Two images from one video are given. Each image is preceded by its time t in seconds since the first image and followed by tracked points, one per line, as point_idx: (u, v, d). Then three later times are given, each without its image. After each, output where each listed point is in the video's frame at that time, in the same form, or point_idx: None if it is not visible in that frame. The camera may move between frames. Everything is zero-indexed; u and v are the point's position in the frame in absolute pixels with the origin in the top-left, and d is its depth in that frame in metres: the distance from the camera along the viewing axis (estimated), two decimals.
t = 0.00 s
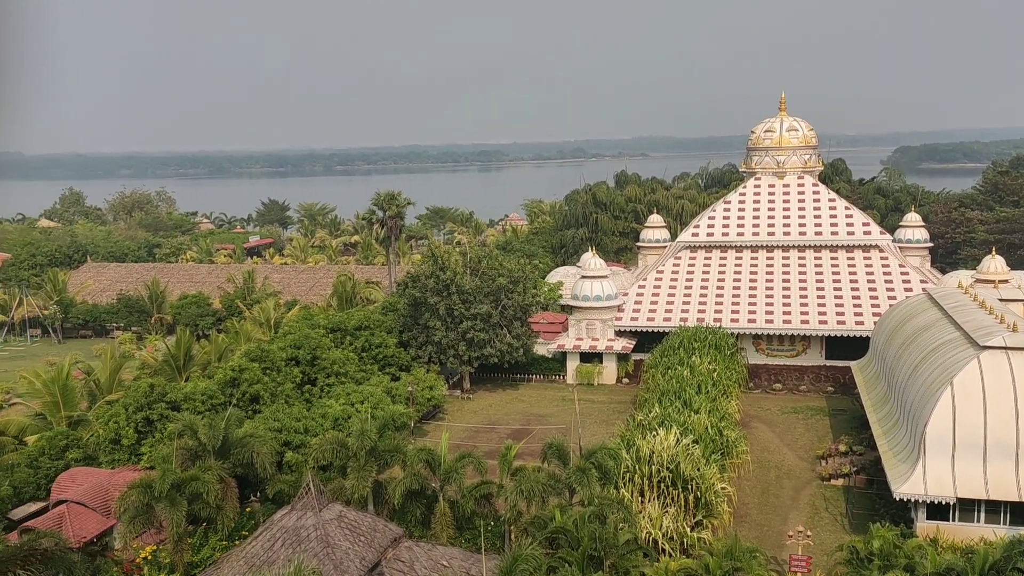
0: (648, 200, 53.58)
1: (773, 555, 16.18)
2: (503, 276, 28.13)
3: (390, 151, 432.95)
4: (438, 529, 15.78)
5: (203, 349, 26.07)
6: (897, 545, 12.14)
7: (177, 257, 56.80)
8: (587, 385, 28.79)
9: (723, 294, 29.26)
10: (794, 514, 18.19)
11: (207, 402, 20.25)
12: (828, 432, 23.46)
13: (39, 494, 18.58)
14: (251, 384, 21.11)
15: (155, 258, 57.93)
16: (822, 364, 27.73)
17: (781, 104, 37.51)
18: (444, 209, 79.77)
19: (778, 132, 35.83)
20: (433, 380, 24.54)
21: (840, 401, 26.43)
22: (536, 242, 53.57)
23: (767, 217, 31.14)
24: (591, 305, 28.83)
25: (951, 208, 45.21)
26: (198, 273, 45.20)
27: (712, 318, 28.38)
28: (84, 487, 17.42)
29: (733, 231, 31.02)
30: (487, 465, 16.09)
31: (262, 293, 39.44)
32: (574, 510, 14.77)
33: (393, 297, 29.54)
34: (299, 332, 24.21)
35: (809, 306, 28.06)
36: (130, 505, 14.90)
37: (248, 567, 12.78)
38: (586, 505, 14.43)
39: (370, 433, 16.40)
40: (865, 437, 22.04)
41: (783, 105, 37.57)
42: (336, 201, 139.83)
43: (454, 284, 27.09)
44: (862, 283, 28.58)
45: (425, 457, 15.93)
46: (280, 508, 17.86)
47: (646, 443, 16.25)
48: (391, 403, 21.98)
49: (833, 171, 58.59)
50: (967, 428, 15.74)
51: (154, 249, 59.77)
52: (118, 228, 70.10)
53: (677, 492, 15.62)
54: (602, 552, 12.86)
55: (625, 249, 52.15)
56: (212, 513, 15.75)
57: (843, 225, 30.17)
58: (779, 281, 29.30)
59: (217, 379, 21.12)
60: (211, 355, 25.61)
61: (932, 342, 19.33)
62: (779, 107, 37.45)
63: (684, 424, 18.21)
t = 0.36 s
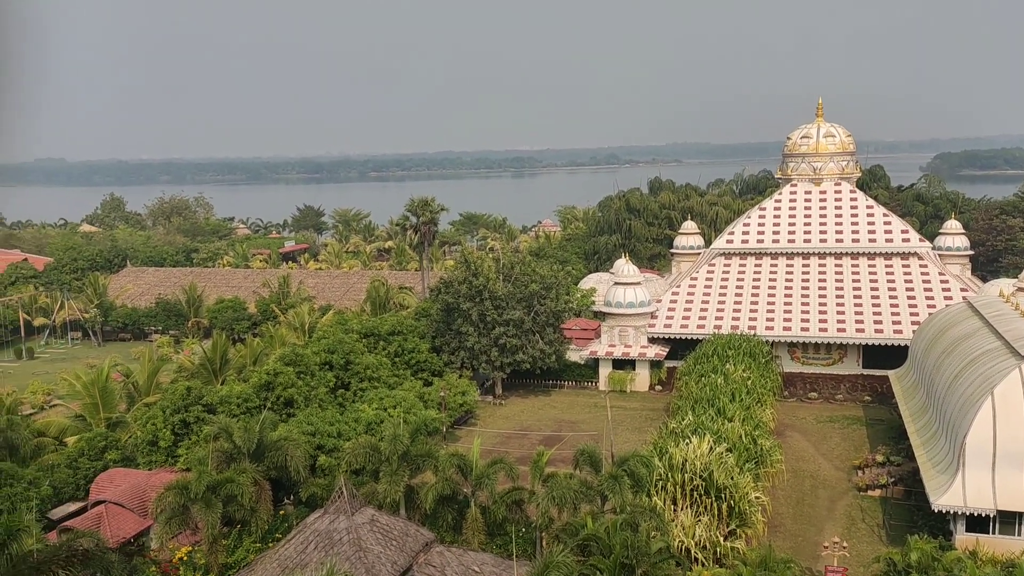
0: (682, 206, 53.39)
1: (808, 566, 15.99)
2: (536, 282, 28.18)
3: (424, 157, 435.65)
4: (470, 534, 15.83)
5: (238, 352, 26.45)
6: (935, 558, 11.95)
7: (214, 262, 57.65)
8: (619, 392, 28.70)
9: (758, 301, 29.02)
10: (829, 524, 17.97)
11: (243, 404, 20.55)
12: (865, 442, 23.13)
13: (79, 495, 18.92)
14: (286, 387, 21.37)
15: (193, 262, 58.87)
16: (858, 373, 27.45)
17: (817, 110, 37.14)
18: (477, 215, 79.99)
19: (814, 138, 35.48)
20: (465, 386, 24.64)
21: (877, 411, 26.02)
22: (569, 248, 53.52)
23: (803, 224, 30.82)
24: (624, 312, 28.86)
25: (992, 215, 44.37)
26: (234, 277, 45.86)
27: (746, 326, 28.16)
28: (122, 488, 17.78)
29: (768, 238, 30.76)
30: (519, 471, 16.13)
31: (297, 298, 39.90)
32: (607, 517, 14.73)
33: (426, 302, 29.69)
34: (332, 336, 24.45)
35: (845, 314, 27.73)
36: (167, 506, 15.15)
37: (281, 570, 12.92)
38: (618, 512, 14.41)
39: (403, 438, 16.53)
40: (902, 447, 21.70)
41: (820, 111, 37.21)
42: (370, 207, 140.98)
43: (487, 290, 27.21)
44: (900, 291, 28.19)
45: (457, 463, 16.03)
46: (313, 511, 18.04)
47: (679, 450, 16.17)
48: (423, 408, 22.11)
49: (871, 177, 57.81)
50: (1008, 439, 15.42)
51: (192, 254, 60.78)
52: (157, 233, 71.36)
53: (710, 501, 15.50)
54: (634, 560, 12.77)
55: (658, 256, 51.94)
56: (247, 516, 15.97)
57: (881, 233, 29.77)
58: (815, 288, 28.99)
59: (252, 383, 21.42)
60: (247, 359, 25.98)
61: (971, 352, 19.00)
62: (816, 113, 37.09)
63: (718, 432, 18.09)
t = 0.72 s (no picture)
0: (719, 211, 53.12)
1: None
2: (571, 287, 28.17)
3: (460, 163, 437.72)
4: (505, 539, 15.89)
5: (277, 356, 26.85)
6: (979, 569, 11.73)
7: (253, 266, 58.50)
8: (655, 399, 28.56)
9: (796, 307, 28.69)
10: (869, 534, 17.70)
11: (281, 408, 20.86)
12: (907, 450, 22.74)
13: (121, 496, 19.37)
14: (323, 392, 21.64)
15: (232, 267, 59.81)
16: (900, 380, 26.84)
17: (857, 113, 36.64)
18: (513, 220, 80.15)
19: (854, 142, 34.96)
20: (500, 391, 24.72)
21: (919, 419, 25.56)
22: (605, 252, 53.39)
23: (843, 228, 30.44)
24: (660, 317, 28.70)
25: None
26: (273, 282, 46.52)
27: (784, 332, 27.85)
28: (163, 490, 18.15)
29: (807, 243, 30.41)
30: (554, 476, 16.17)
31: (334, 302, 40.33)
32: (643, 523, 14.70)
33: (462, 307, 29.86)
34: (369, 341, 24.70)
35: (886, 320, 27.30)
36: (206, 507, 15.43)
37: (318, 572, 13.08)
38: (654, 519, 14.36)
39: (438, 442, 16.62)
40: (945, 456, 21.30)
41: (860, 114, 36.70)
42: (406, 212, 142.08)
43: (522, 295, 27.30)
44: (943, 297, 27.69)
45: (492, 467, 16.09)
46: (349, 514, 18.23)
47: (715, 457, 16.07)
48: (458, 413, 22.22)
49: (912, 180, 56.87)
50: None
51: (231, 259, 61.76)
52: (198, 238, 72.62)
53: (748, 508, 15.37)
54: (670, 567, 12.71)
55: (694, 261, 51.62)
56: (284, 518, 16.19)
57: (923, 237, 29.27)
58: (854, 294, 28.59)
59: (290, 386, 21.73)
60: (285, 363, 26.34)
61: (1016, 359, 18.61)
62: (856, 116, 36.59)
63: (755, 439, 17.93)
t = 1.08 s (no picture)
0: (752, 214, 52.86)
1: None
2: (603, 290, 28.12)
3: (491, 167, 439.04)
4: (538, 543, 15.92)
5: (311, 360, 27.16)
6: None
7: (287, 271, 59.20)
8: (689, 403, 28.39)
9: (832, 310, 28.39)
10: (908, 540, 17.46)
11: (315, 412, 21.12)
12: (947, 456, 22.36)
13: (159, 497, 19.74)
14: (356, 396, 21.87)
15: (267, 272, 60.56)
16: (938, 385, 26.63)
17: (894, 114, 36.13)
18: (544, 224, 80.20)
19: (891, 143, 34.44)
20: (533, 395, 24.75)
21: (959, 424, 25.14)
22: (637, 255, 53.22)
23: (880, 230, 30.05)
24: (694, 321, 28.42)
25: None
26: (307, 287, 47.02)
27: (820, 336, 27.57)
28: (200, 492, 18.47)
29: (842, 246, 30.07)
30: (587, 481, 16.17)
31: (367, 307, 40.66)
32: (677, 528, 14.63)
33: (494, 311, 29.96)
34: (402, 345, 24.88)
35: (924, 323, 26.91)
36: (242, 510, 15.67)
37: None
38: (688, 524, 14.30)
39: (471, 446, 16.69)
40: (985, 462, 20.92)
41: (896, 115, 36.19)
42: (438, 216, 142.87)
43: (554, 299, 27.29)
44: (983, 300, 27.22)
45: (525, 472, 16.14)
46: (383, 517, 18.39)
47: (750, 462, 15.93)
48: (491, 417, 22.30)
49: (951, 182, 55.98)
50: None
51: (266, 264, 62.54)
52: (234, 243, 73.64)
53: (783, 514, 15.26)
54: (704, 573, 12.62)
55: (728, 264, 51.29)
56: (319, 521, 16.35)
57: (963, 239, 28.79)
58: (892, 297, 28.21)
59: (324, 391, 22.00)
60: (319, 367, 26.64)
61: None
62: (892, 116, 36.09)
63: (790, 444, 17.76)
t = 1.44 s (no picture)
0: (796, 217, 52.39)
1: None
2: (645, 295, 28.02)
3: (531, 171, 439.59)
4: (579, 549, 15.92)
5: (353, 364, 27.50)
6: None
7: (330, 276, 59.99)
8: (731, 409, 28.12)
9: (878, 315, 27.92)
10: (957, 550, 17.10)
11: (357, 415, 21.39)
12: (998, 465, 21.84)
13: (205, 499, 20.14)
14: (398, 400, 22.09)
15: (310, 277, 61.42)
16: (990, 392, 25.89)
17: (942, 115, 35.43)
18: (585, 228, 80.07)
19: (939, 144, 33.84)
20: (573, 400, 24.76)
21: (1011, 432, 24.54)
22: (678, 259, 52.85)
23: (927, 233, 29.50)
24: (737, 327, 28.32)
25: None
26: (349, 291, 47.61)
27: (866, 341, 27.14)
28: (246, 494, 18.82)
29: (889, 249, 29.57)
30: (628, 487, 16.13)
31: (408, 311, 41.04)
32: (720, 535, 14.54)
33: (534, 315, 30.02)
34: (443, 349, 25.08)
35: (975, 328, 26.34)
36: (286, 513, 15.97)
37: None
38: (731, 532, 14.20)
39: (512, 451, 16.75)
40: None
41: (944, 115, 35.47)
42: (478, 221, 143.52)
43: (595, 303, 27.24)
44: None
45: (565, 477, 16.16)
46: (424, 521, 18.54)
47: (794, 469, 15.76)
48: (532, 421, 22.35)
49: (1002, 184, 54.69)
50: None
51: (309, 269, 63.45)
52: (278, 248, 74.83)
53: (828, 522, 15.09)
54: None
55: (771, 268, 50.80)
56: (361, 524, 16.53)
57: (1014, 243, 28.12)
58: (940, 302, 27.66)
59: (367, 394, 22.27)
60: (361, 371, 26.95)
61: None
62: (940, 117, 35.39)
63: (836, 451, 17.50)
